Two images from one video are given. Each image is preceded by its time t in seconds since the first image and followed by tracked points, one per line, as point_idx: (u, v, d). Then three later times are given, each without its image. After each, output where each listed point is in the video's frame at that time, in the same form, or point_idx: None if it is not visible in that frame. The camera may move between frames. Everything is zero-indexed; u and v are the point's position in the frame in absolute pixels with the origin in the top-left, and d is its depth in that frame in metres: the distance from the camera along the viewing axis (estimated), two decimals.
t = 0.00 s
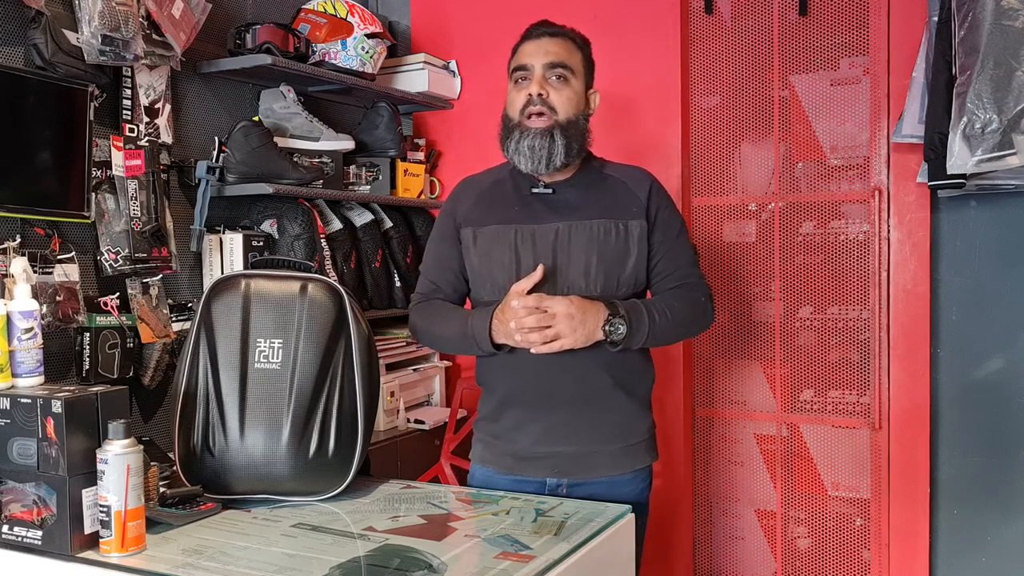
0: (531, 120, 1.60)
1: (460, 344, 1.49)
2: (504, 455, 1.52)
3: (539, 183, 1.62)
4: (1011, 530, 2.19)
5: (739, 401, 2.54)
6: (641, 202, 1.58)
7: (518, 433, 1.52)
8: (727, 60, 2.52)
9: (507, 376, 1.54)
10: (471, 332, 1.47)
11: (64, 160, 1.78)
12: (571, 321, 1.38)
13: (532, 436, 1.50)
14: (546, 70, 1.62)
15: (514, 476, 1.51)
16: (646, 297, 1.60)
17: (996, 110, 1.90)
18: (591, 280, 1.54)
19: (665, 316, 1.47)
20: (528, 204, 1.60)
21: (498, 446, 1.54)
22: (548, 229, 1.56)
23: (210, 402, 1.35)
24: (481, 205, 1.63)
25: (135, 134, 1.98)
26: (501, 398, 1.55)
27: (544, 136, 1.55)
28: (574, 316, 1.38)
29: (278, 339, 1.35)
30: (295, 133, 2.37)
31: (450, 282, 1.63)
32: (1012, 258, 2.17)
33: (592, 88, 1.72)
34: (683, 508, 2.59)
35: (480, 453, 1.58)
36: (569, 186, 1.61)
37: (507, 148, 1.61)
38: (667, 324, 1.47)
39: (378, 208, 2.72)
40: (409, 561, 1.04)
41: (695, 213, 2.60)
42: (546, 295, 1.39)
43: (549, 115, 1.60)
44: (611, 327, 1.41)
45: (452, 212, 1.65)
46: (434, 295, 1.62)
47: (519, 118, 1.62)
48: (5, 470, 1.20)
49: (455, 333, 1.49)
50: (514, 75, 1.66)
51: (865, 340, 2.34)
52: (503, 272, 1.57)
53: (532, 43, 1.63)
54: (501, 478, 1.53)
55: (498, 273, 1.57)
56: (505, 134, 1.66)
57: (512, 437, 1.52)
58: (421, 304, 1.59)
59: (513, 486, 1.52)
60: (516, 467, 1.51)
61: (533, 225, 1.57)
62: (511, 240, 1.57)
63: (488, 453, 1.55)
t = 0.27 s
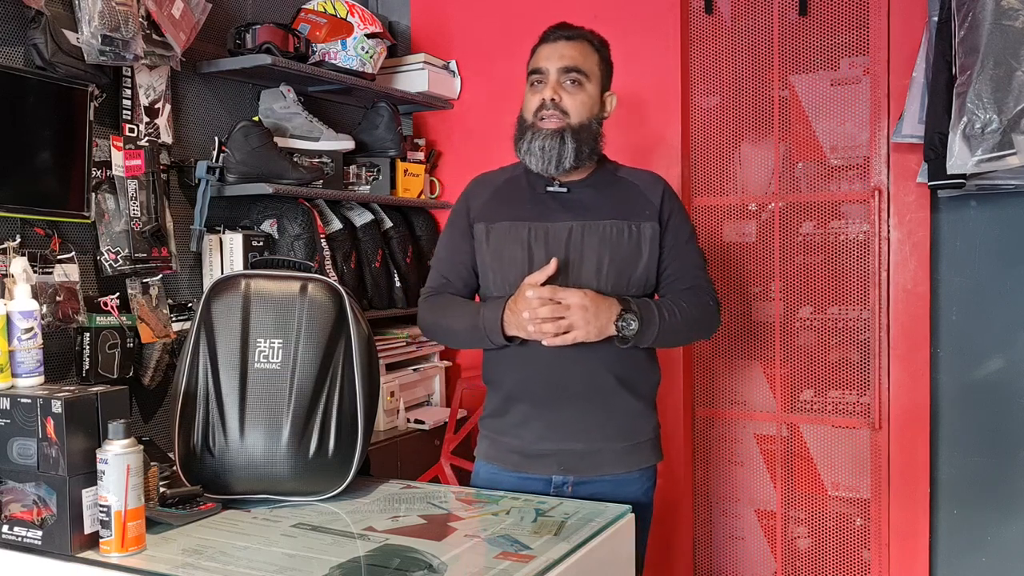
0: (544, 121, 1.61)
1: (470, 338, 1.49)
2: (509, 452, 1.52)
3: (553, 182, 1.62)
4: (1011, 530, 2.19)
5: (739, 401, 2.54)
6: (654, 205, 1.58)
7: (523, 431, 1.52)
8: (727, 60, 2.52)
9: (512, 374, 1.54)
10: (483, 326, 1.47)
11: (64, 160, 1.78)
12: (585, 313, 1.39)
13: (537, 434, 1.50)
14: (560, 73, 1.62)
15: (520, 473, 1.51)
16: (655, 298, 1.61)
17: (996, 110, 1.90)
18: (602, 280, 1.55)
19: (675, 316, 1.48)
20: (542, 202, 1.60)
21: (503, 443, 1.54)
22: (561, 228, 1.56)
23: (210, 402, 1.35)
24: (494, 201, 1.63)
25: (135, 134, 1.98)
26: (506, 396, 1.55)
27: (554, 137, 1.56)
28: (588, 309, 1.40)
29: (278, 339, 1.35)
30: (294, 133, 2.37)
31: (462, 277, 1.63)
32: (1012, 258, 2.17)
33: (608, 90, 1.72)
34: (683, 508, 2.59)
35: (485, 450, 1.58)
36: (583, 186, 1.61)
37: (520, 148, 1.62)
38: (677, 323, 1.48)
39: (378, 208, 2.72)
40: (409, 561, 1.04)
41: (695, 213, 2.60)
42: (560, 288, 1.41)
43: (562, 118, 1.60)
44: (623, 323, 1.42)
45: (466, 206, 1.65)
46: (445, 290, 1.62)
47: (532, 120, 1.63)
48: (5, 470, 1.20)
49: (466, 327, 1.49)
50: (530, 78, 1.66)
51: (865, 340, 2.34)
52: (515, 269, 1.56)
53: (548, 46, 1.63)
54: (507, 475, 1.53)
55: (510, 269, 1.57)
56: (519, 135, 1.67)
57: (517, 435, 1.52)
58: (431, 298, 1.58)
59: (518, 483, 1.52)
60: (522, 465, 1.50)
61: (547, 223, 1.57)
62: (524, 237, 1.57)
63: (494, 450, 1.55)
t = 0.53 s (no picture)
0: (557, 119, 1.60)
1: (478, 335, 1.49)
2: (513, 448, 1.53)
3: (565, 181, 1.62)
4: (1011, 530, 2.19)
5: (739, 401, 2.54)
6: (664, 207, 1.58)
7: (528, 427, 1.52)
8: (727, 60, 2.52)
9: (519, 373, 1.54)
10: (491, 324, 1.47)
11: (64, 160, 1.78)
12: (597, 317, 1.39)
13: (541, 431, 1.50)
14: (575, 73, 1.63)
15: (523, 470, 1.51)
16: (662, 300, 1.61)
17: (996, 110, 1.90)
18: (610, 280, 1.54)
19: (684, 319, 1.49)
20: (552, 201, 1.60)
21: (508, 439, 1.54)
22: (571, 227, 1.56)
23: (210, 402, 1.35)
24: (505, 198, 1.63)
25: (135, 134, 1.98)
26: (512, 394, 1.55)
27: (567, 134, 1.56)
28: (601, 313, 1.39)
29: (278, 339, 1.35)
30: (295, 133, 2.37)
31: (471, 274, 1.63)
32: (1012, 258, 2.17)
33: (621, 92, 1.72)
34: (683, 509, 2.59)
35: (489, 447, 1.58)
36: (594, 185, 1.60)
37: (534, 144, 1.62)
38: (687, 327, 1.49)
39: (378, 208, 2.72)
40: (409, 561, 1.04)
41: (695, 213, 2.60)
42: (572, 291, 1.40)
43: (574, 116, 1.60)
44: (634, 326, 1.42)
45: (477, 203, 1.65)
46: (454, 286, 1.62)
47: (546, 117, 1.63)
48: (6, 470, 1.20)
49: (474, 324, 1.49)
50: (544, 77, 1.66)
51: (865, 340, 2.34)
52: (524, 267, 1.57)
53: (562, 46, 1.64)
54: (511, 472, 1.54)
55: (519, 266, 1.57)
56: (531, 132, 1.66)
57: (522, 431, 1.52)
58: (440, 294, 1.59)
59: (521, 480, 1.52)
60: (526, 461, 1.50)
61: (557, 222, 1.57)
62: (534, 235, 1.57)
63: (498, 445, 1.55)
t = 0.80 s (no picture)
0: (570, 119, 1.59)
1: (479, 329, 1.49)
2: (514, 441, 1.53)
3: (571, 179, 1.62)
4: (1011, 530, 2.19)
5: (739, 401, 2.54)
6: (668, 208, 1.59)
7: (529, 421, 1.52)
8: (727, 60, 2.52)
9: (520, 370, 1.54)
10: (492, 318, 1.47)
11: (64, 160, 1.78)
12: (599, 310, 1.39)
13: (542, 428, 1.50)
14: (588, 73, 1.63)
15: (522, 464, 1.52)
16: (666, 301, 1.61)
17: (996, 110, 1.90)
18: (612, 279, 1.54)
19: (688, 318, 1.49)
20: (558, 199, 1.60)
21: (510, 431, 1.54)
22: (574, 225, 1.56)
23: (210, 402, 1.35)
24: (510, 195, 1.63)
25: (135, 134, 1.97)
26: (514, 390, 1.55)
27: (581, 135, 1.55)
28: (602, 305, 1.39)
29: (278, 339, 1.35)
30: (294, 133, 2.37)
31: (475, 269, 1.64)
32: (1012, 258, 2.17)
33: (631, 94, 1.72)
34: (683, 509, 2.59)
35: (490, 439, 1.58)
36: (599, 184, 1.61)
37: (545, 143, 1.61)
38: (690, 327, 1.49)
39: (378, 208, 2.72)
40: (408, 561, 1.04)
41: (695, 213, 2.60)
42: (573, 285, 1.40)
43: (588, 116, 1.59)
44: (636, 322, 1.42)
45: (483, 199, 1.65)
46: (457, 281, 1.62)
47: (558, 116, 1.62)
48: (5, 470, 1.20)
49: (475, 318, 1.50)
50: (556, 76, 1.66)
51: (865, 340, 2.34)
52: (527, 263, 1.57)
53: (575, 45, 1.64)
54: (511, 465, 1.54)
55: (522, 263, 1.57)
56: (542, 131, 1.65)
57: (524, 425, 1.52)
58: (443, 288, 1.59)
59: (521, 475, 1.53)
60: (527, 455, 1.51)
61: (561, 219, 1.57)
62: (538, 231, 1.57)
63: (499, 438, 1.55)
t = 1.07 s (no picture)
0: (577, 117, 1.58)
1: (472, 327, 1.50)
2: (508, 444, 1.53)
3: (567, 179, 1.61)
4: (1011, 530, 2.19)
5: (739, 401, 2.54)
6: (665, 209, 1.58)
7: (523, 422, 1.52)
8: (727, 60, 2.52)
9: (518, 370, 1.54)
10: (484, 316, 1.48)
11: (64, 160, 1.78)
12: (597, 310, 1.40)
13: (537, 428, 1.50)
14: (592, 73, 1.62)
15: (517, 466, 1.52)
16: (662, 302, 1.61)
17: (996, 109, 1.90)
18: (608, 279, 1.55)
19: (684, 320, 1.49)
20: (554, 198, 1.60)
21: (502, 435, 1.54)
22: (571, 224, 1.56)
23: (210, 402, 1.35)
24: (508, 194, 1.62)
25: (135, 134, 1.98)
26: (505, 390, 1.55)
27: (589, 133, 1.54)
28: (601, 306, 1.40)
29: (278, 339, 1.35)
30: (294, 133, 2.37)
31: (472, 267, 1.64)
32: (1012, 258, 2.17)
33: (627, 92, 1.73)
34: (683, 508, 2.59)
35: (483, 442, 1.57)
36: (594, 183, 1.61)
37: (552, 142, 1.59)
38: (686, 329, 1.49)
39: (378, 208, 2.72)
40: (408, 561, 1.04)
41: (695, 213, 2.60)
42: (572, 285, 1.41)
43: (596, 114, 1.58)
44: (634, 323, 1.43)
45: (480, 197, 1.65)
46: (453, 280, 1.63)
47: (563, 116, 1.60)
48: (6, 470, 1.20)
49: (469, 316, 1.50)
50: (558, 75, 1.64)
51: (865, 340, 2.34)
52: (523, 262, 1.57)
53: (577, 45, 1.62)
54: (505, 468, 1.54)
55: (518, 261, 1.57)
56: (546, 131, 1.64)
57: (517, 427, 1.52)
58: (439, 287, 1.60)
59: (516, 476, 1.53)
60: (521, 456, 1.51)
61: (557, 219, 1.57)
62: (534, 231, 1.57)
63: (492, 441, 1.55)
